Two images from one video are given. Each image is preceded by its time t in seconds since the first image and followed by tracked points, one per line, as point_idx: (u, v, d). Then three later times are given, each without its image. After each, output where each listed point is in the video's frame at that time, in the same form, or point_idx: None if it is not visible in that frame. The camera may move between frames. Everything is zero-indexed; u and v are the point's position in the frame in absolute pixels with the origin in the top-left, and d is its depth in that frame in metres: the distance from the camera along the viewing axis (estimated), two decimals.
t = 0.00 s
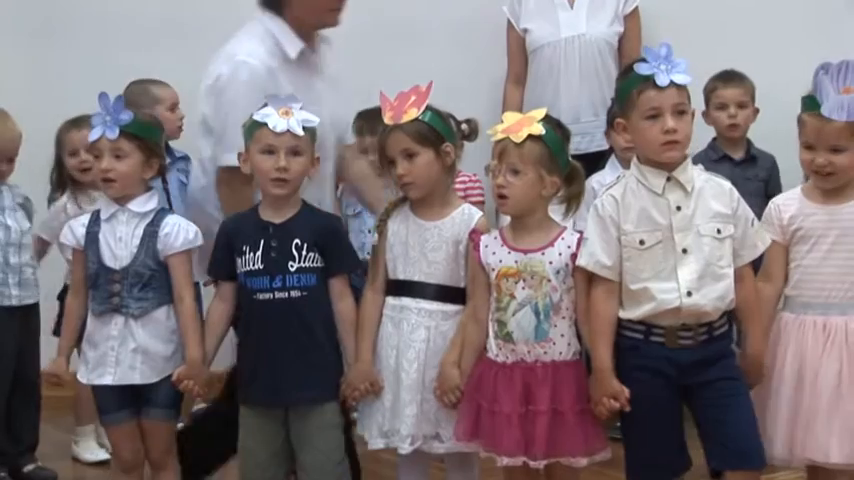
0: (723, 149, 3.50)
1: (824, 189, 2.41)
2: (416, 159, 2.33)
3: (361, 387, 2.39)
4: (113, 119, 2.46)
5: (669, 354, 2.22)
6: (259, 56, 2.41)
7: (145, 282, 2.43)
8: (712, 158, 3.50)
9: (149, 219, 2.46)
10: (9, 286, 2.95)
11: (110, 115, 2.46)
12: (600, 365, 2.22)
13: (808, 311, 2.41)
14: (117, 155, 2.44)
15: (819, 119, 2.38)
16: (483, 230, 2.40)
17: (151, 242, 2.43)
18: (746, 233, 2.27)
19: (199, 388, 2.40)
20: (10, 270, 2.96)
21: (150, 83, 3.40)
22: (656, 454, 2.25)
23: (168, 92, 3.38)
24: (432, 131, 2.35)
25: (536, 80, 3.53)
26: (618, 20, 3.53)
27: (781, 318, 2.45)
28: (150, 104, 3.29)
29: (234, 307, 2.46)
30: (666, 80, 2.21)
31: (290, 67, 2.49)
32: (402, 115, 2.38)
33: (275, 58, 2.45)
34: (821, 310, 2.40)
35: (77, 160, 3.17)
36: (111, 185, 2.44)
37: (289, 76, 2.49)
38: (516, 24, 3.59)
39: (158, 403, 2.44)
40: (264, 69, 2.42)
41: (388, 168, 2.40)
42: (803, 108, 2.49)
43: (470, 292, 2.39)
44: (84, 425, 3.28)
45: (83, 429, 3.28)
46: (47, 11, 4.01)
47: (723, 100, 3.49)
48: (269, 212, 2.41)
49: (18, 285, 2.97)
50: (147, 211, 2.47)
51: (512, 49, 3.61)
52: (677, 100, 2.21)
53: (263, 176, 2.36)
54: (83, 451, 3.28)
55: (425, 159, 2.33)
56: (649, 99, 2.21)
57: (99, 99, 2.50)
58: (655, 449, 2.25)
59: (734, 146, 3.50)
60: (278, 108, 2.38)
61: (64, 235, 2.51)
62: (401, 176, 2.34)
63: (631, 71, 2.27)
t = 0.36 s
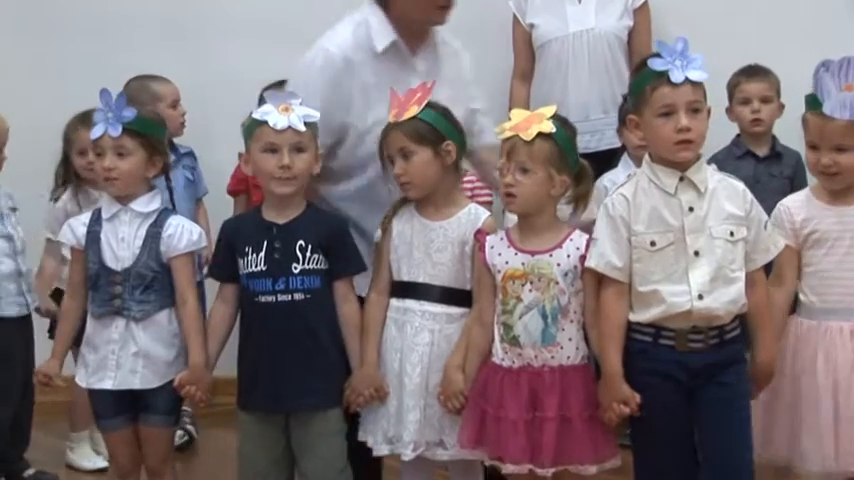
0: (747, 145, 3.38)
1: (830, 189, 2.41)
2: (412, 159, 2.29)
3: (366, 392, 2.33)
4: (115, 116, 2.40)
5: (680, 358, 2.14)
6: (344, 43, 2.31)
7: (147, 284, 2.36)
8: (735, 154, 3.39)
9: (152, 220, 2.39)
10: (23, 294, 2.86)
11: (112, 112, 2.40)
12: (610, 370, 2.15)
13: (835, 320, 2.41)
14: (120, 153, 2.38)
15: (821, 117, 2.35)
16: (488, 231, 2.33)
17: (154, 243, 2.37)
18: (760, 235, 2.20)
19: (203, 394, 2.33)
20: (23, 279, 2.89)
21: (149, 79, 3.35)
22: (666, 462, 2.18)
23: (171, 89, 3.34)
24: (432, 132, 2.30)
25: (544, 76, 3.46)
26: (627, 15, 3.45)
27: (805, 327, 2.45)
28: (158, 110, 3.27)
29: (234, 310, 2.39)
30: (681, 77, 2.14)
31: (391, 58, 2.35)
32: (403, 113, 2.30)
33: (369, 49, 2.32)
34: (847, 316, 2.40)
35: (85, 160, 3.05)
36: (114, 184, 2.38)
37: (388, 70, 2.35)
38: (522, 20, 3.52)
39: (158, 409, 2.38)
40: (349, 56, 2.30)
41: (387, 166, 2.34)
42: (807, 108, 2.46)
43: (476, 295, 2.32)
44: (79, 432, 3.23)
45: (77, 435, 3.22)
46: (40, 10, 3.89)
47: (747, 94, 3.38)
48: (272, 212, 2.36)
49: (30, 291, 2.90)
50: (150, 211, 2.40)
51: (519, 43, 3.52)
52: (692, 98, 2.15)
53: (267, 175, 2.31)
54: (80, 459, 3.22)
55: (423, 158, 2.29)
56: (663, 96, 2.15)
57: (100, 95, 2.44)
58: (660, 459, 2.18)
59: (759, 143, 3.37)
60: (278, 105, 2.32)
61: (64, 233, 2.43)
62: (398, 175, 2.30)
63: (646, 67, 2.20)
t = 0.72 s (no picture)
0: (767, 143, 3.30)
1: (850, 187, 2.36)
2: (415, 160, 2.25)
3: (375, 397, 2.27)
4: (116, 115, 2.34)
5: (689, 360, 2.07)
6: (503, 58, 2.21)
7: (146, 287, 2.30)
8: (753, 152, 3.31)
9: (152, 221, 2.34)
10: None
11: (113, 111, 2.34)
12: (626, 373, 2.07)
13: None
14: (121, 154, 2.32)
15: (839, 112, 2.27)
16: (498, 232, 2.26)
17: (154, 245, 2.31)
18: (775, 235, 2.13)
19: (205, 399, 2.27)
20: None
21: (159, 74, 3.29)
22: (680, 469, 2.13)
23: (180, 85, 3.28)
24: (435, 133, 2.25)
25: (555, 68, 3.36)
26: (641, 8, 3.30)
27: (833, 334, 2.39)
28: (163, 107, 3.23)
29: (238, 314, 2.34)
30: (698, 72, 2.08)
31: (551, 88, 2.22)
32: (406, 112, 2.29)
33: (531, 74, 2.21)
34: None
35: (82, 158, 2.98)
36: (116, 185, 2.32)
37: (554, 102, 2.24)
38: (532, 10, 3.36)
39: (157, 414, 2.33)
40: (507, 75, 2.22)
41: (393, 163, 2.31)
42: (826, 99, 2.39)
43: (485, 298, 2.26)
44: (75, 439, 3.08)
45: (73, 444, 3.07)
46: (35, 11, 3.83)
47: (772, 89, 3.29)
48: (276, 211, 2.29)
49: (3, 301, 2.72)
50: (151, 212, 2.34)
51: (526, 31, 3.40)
52: (709, 93, 2.08)
53: (269, 174, 2.23)
54: (74, 466, 3.08)
55: (425, 158, 2.24)
56: (679, 91, 2.08)
57: (101, 92, 2.37)
58: (672, 466, 2.13)
59: (778, 141, 3.30)
60: (276, 102, 2.28)
61: (62, 235, 2.38)
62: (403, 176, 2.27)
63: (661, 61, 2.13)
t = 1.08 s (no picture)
0: (785, 143, 3.22)
1: None
2: (428, 159, 2.17)
3: (381, 404, 2.20)
4: (113, 115, 2.27)
5: (701, 365, 2.02)
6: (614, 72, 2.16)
7: (143, 290, 2.24)
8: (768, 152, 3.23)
9: (149, 222, 2.27)
10: None
11: (110, 110, 2.28)
12: (638, 381, 2.01)
13: None
14: (118, 154, 2.26)
15: None
16: (506, 232, 2.20)
17: (151, 247, 2.25)
18: (791, 234, 2.05)
19: (203, 406, 2.20)
20: None
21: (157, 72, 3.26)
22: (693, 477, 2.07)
23: (175, 83, 3.23)
24: (446, 130, 2.18)
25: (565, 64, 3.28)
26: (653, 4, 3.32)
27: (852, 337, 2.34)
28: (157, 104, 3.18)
29: (238, 318, 2.27)
30: (706, 67, 1.94)
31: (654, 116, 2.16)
32: (413, 110, 2.21)
33: (635, 103, 2.15)
34: None
35: (66, 158, 2.87)
36: (113, 185, 2.26)
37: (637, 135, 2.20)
38: (541, 8, 3.34)
39: (152, 420, 2.27)
40: (609, 97, 2.16)
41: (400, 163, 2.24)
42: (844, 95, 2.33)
43: (493, 300, 2.19)
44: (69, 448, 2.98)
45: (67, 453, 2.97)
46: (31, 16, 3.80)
47: (790, 86, 3.20)
48: (279, 214, 2.23)
49: None
50: (149, 212, 2.28)
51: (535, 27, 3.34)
52: (719, 88, 1.94)
53: (271, 175, 2.15)
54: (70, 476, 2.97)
55: (438, 158, 2.16)
56: (686, 87, 1.95)
57: (97, 91, 2.31)
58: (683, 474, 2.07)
59: (795, 140, 3.22)
60: (280, 100, 2.19)
61: (59, 237, 2.33)
62: (412, 177, 2.18)
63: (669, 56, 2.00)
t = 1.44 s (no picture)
0: (807, 141, 3.22)
1: None
2: (442, 158, 2.11)
3: (388, 412, 2.13)
4: (113, 112, 2.21)
5: (718, 371, 1.96)
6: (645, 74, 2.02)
7: (145, 295, 2.18)
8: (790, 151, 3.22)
9: (151, 224, 2.21)
10: None
11: (111, 108, 2.21)
12: (654, 388, 1.95)
13: None
14: (118, 152, 2.20)
15: None
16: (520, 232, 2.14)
17: (151, 250, 2.19)
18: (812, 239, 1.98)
19: (206, 413, 2.13)
20: None
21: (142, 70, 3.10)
22: None
23: (163, 81, 3.08)
24: (461, 128, 2.13)
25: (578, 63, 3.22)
26: None
27: None
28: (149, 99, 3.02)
29: (243, 322, 2.20)
30: (726, 65, 1.87)
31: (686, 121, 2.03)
32: (425, 108, 2.16)
33: (664, 107, 2.02)
34: None
35: (64, 153, 2.82)
36: (114, 186, 2.20)
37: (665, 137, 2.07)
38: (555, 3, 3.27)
39: (155, 427, 2.21)
40: (638, 98, 2.03)
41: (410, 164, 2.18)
42: None
43: (505, 304, 2.13)
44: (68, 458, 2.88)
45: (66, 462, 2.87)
46: (28, 7, 3.70)
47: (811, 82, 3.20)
48: (285, 216, 2.16)
49: None
50: (151, 214, 2.22)
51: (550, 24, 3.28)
52: (740, 86, 1.88)
53: (278, 175, 2.09)
54: None
55: (454, 156, 2.11)
56: (705, 85, 1.89)
57: (97, 89, 2.24)
58: None
59: (818, 138, 3.22)
60: (289, 98, 2.14)
61: (60, 241, 2.28)
62: (426, 176, 2.13)
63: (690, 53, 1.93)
